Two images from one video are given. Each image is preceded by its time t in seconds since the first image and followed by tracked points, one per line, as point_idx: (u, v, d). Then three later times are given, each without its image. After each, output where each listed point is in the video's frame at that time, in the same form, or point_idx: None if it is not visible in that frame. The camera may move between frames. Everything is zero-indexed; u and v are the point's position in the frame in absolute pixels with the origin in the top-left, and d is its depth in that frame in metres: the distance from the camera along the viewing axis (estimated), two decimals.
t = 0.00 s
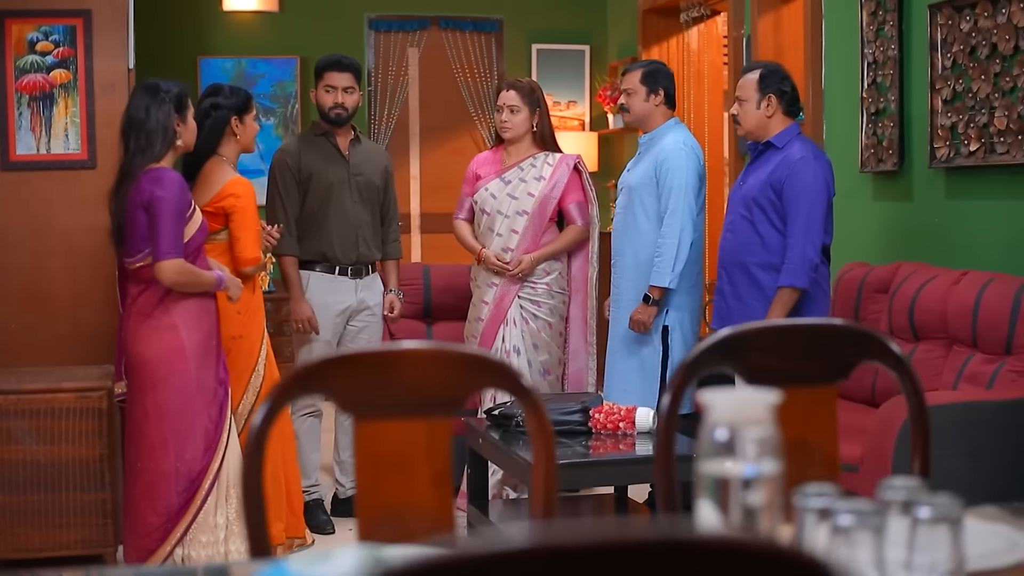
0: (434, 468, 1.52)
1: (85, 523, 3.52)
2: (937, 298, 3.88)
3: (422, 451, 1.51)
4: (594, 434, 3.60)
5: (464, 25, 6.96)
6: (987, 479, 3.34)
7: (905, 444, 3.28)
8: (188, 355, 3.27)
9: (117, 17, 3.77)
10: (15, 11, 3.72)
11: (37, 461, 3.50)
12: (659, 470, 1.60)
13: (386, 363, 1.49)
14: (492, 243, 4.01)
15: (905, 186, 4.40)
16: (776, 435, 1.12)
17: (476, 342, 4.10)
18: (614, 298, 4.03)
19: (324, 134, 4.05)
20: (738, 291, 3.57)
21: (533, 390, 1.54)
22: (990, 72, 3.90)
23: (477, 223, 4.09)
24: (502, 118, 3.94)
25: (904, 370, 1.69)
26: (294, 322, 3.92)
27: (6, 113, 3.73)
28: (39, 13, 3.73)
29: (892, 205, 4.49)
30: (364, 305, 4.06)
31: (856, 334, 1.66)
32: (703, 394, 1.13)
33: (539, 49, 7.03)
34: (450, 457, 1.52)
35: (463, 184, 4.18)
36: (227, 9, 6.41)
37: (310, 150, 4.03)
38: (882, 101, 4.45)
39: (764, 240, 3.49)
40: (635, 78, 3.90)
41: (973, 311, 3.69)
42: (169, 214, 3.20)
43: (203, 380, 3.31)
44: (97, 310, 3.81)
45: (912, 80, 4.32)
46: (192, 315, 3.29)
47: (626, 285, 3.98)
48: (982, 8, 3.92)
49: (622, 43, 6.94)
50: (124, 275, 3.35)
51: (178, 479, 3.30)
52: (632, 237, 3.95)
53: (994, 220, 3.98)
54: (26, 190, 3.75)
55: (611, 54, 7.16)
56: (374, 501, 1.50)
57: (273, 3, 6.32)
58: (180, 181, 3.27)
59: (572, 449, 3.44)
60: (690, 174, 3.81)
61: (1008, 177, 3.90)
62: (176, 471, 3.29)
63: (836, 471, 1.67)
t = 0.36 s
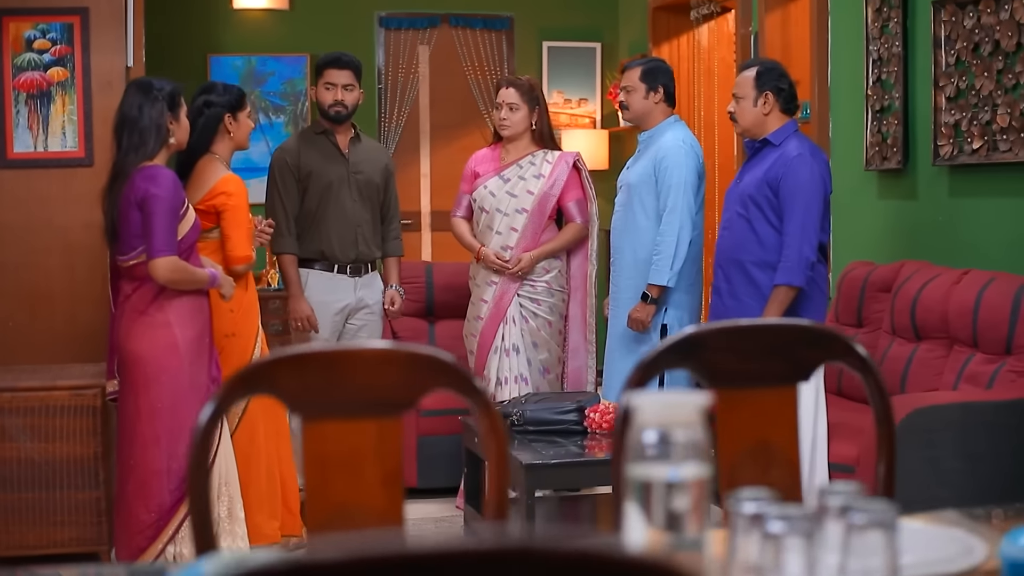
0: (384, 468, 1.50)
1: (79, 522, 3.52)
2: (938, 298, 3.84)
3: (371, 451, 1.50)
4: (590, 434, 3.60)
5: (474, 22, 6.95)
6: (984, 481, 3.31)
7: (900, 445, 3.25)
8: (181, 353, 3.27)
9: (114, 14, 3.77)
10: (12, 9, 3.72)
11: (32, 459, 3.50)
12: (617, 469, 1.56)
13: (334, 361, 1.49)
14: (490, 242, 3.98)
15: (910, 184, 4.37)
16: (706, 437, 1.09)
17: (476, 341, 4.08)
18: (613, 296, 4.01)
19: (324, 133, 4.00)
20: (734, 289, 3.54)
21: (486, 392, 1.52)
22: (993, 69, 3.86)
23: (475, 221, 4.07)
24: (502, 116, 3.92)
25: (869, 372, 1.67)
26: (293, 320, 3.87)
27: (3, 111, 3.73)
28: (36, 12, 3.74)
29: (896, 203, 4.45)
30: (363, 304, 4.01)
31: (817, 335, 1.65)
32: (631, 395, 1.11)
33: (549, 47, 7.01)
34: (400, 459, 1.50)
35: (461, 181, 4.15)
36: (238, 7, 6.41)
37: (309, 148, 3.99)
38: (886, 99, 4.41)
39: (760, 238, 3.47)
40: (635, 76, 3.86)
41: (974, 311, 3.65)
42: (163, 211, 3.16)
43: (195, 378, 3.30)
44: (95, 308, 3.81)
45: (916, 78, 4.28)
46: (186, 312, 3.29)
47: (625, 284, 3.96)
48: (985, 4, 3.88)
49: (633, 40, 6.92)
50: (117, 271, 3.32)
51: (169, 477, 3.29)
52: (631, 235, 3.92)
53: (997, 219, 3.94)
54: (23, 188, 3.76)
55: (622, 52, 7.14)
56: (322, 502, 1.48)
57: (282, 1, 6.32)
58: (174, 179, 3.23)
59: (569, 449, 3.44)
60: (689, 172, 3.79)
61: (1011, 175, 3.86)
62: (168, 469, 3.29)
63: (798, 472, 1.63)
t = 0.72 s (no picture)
0: (335, 470, 1.49)
1: (75, 520, 3.53)
2: (941, 299, 3.81)
3: (322, 453, 1.49)
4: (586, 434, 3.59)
5: (486, 21, 6.94)
6: (982, 483, 3.27)
7: (897, 447, 3.22)
8: (175, 352, 3.23)
9: (112, 13, 3.77)
10: (11, 8, 3.72)
11: (28, 457, 3.50)
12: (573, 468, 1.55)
13: (283, 362, 1.49)
14: (490, 241, 3.97)
15: (915, 183, 4.33)
16: (632, 441, 1.08)
17: (476, 340, 4.07)
18: (613, 296, 3.97)
19: (324, 132, 4.00)
20: (732, 289, 3.50)
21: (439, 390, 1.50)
22: (996, 67, 3.82)
23: (474, 219, 4.05)
24: (501, 115, 3.90)
25: (835, 374, 1.64)
26: (292, 319, 3.88)
27: (3, 110, 3.73)
28: (36, 10, 3.74)
29: (902, 202, 4.42)
30: (363, 303, 4.00)
31: (783, 336, 1.62)
32: (558, 399, 1.10)
33: (562, 45, 7.00)
34: (350, 460, 1.49)
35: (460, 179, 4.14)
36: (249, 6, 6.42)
37: (309, 148, 3.99)
38: (892, 97, 4.37)
39: (758, 236, 3.43)
40: (635, 74, 3.83)
41: (975, 311, 3.61)
42: (157, 211, 3.15)
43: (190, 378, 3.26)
44: (94, 306, 3.81)
45: (921, 76, 4.24)
46: (180, 311, 3.25)
47: (625, 282, 3.92)
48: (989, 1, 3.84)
49: (645, 38, 6.90)
50: (110, 271, 3.31)
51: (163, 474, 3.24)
52: (631, 235, 3.88)
53: (1001, 218, 3.90)
54: (22, 187, 3.76)
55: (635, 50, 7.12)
56: (273, 503, 1.48)
57: None
58: (168, 179, 3.21)
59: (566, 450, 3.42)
60: (689, 170, 3.76)
61: (1015, 174, 3.81)
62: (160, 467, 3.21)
63: (761, 475, 1.60)
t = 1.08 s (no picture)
0: (290, 470, 1.48)
1: (75, 518, 3.54)
2: (947, 299, 3.77)
3: (277, 454, 1.48)
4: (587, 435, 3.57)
5: (502, 19, 6.94)
6: (984, 486, 3.23)
7: (898, 449, 3.18)
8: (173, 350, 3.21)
9: (115, 12, 3.77)
10: (15, 7, 3.73)
11: (28, 455, 3.51)
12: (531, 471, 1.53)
13: (234, 364, 1.47)
14: (493, 240, 3.95)
15: (924, 182, 4.29)
16: (563, 445, 1.07)
17: (480, 340, 4.05)
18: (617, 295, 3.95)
19: (327, 131, 3.98)
20: (733, 289, 3.47)
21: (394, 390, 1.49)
22: (1004, 64, 3.77)
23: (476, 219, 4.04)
24: (502, 114, 3.89)
25: (803, 375, 1.61)
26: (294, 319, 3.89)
27: (6, 109, 3.74)
28: (39, 10, 3.74)
29: (911, 202, 4.38)
30: (366, 302, 4.00)
31: (748, 337, 1.60)
32: (486, 403, 1.08)
33: (577, 44, 6.98)
34: (305, 461, 1.49)
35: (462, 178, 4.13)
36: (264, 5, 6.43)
37: (312, 146, 3.98)
38: (902, 95, 4.33)
39: (759, 235, 3.40)
40: (638, 73, 3.79)
41: (981, 312, 3.56)
42: (153, 210, 3.14)
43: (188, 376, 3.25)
44: (96, 305, 3.82)
45: (930, 75, 4.21)
46: (177, 310, 3.23)
47: (628, 282, 3.90)
48: None
49: (661, 36, 6.88)
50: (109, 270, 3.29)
51: (162, 473, 3.27)
52: (634, 235, 3.85)
53: (1009, 218, 3.86)
54: (26, 186, 3.77)
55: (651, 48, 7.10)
56: (226, 502, 1.47)
57: None
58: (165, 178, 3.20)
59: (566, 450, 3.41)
60: (693, 169, 3.72)
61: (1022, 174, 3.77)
62: (160, 466, 3.27)
63: (726, 478, 1.59)
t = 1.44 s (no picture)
0: (251, 472, 1.48)
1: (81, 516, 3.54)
2: (957, 299, 3.73)
3: (237, 455, 1.47)
4: (591, 435, 3.54)
5: (520, 18, 6.93)
6: (989, 488, 3.20)
7: (902, 451, 3.15)
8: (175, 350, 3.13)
9: (123, 12, 3.78)
10: (22, 7, 3.74)
11: (34, 453, 3.52)
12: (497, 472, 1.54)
13: (193, 364, 1.48)
14: (500, 240, 3.97)
15: (937, 182, 4.25)
16: (496, 446, 1.07)
17: (487, 340, 4.05)
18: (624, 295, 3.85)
19: (334, 130, 3.97)
20: (737, 289, 3.44)
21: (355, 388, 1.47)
22: (1015, 62, 3.73)
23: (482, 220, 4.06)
24: (508, 114, 3.92)
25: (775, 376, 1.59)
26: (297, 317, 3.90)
27: (14, 108, 3.75)
28: (46, 10, 3.75)
29: (925, 202, 4.34)
30: (373, 301, 4.00)
31: (717, 339, 1.57)
32: (418, 404, 1.07)
33: (596, 44, 6.96)
34: (266, 462, 1.48)
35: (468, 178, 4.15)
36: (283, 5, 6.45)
37: (319, 144, 3.97)
38: (915, 95, 4.30)
39: (763, 235, 3.37)
40: (644, 71, 3.75)
41: (990, 312, 3.52)
42: (153, 210, 3.02)
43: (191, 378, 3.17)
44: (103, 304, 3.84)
45: (943, 74, 4.17)
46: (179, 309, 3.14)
47: (636, 281, 3.80)
48: None
49: (681, 35, 6.86)
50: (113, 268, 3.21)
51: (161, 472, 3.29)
52: (642, 234, 3.76)
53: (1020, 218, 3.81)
54: (33, 185, 3.78)
55: (670, 47, 7.08)
56: (185, 504, 1.46)
57: None
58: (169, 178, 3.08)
59: (569, 451, 3.40)
60: (700, 168, 3.64)
61: None
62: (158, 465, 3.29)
63: (692, 482, 1.56)
